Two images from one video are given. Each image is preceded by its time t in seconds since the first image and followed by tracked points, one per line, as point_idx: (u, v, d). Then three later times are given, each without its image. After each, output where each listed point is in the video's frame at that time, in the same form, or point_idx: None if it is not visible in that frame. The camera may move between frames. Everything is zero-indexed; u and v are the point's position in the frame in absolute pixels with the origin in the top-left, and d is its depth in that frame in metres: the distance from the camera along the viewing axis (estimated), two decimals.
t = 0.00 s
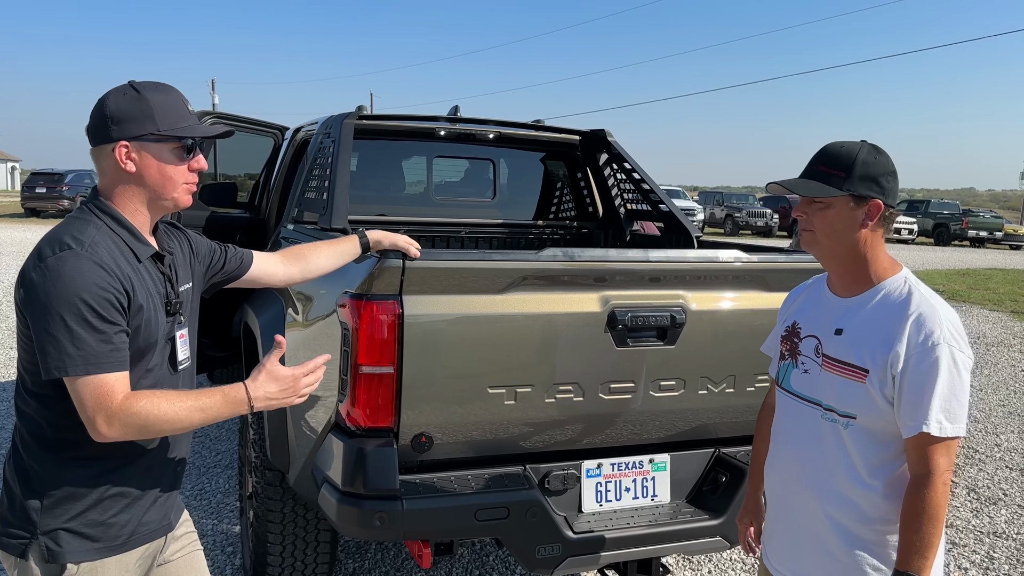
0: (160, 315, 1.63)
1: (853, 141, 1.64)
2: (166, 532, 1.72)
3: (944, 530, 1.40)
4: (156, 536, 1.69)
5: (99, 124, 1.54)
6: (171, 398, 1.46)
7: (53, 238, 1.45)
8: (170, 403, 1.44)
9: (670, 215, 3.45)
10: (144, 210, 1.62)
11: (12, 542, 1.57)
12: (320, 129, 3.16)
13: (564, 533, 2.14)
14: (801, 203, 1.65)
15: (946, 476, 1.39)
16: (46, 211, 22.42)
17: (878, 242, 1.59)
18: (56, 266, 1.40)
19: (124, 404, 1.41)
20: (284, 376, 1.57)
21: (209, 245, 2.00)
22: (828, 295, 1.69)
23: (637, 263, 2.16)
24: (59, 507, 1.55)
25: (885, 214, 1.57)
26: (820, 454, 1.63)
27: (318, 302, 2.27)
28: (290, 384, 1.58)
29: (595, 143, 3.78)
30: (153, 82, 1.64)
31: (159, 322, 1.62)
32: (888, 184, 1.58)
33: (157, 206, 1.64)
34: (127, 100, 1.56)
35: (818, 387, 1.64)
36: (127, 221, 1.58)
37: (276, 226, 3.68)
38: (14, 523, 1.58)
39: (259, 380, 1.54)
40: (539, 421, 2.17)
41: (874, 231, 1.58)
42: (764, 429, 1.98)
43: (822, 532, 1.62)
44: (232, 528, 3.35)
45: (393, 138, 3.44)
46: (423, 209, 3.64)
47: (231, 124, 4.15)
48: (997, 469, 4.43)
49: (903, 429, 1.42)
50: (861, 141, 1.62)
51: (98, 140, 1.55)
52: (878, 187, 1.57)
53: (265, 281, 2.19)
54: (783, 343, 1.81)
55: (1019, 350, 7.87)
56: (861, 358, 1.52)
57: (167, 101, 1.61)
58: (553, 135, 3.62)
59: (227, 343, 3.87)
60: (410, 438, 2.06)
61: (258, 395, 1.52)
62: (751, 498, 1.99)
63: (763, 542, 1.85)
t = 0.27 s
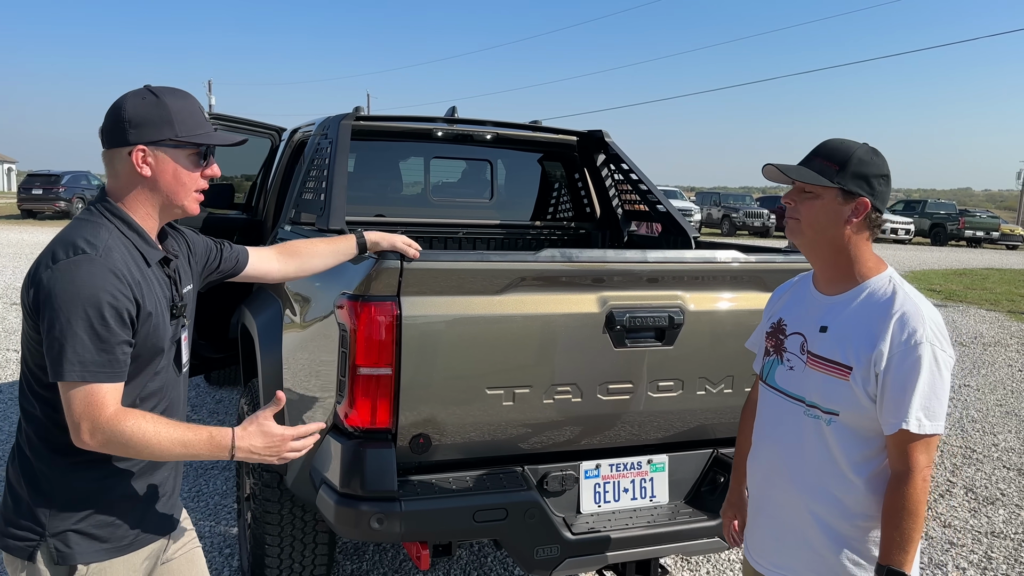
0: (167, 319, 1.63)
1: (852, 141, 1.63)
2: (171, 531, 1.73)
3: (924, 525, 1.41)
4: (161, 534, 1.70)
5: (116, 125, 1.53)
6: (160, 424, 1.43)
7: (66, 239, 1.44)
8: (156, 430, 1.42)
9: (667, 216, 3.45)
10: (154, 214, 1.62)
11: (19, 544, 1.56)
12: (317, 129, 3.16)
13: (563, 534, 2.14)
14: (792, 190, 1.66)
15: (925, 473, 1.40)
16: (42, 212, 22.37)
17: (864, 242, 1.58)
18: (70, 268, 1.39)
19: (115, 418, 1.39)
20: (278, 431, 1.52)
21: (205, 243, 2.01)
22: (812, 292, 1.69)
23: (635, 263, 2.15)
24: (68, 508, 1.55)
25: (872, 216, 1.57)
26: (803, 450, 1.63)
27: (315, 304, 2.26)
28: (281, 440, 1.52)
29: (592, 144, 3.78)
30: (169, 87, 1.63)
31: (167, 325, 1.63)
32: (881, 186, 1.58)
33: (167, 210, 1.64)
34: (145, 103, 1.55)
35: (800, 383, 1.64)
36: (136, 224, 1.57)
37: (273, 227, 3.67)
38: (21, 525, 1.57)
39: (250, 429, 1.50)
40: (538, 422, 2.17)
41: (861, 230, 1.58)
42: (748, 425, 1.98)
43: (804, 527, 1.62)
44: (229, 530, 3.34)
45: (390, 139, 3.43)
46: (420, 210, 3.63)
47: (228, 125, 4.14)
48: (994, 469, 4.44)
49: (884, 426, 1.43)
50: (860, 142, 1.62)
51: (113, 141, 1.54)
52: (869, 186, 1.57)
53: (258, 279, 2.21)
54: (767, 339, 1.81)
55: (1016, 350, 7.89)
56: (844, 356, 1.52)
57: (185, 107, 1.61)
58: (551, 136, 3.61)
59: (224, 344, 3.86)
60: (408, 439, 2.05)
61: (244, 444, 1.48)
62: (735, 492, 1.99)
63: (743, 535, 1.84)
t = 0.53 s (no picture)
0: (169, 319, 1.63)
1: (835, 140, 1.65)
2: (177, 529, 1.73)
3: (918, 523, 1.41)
4: (168, 533, 1.70)
5: (107, 125, 1.52)
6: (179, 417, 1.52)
7: (66, 245, 1.43)
8: (179, 423, 1.50)
9: (665, 217, 3.45)
10: (149, 212, 1.62)
11: (30, 547, 1.55)
12: (314, 130, 3.16)
13: (562, 535, 2.14)
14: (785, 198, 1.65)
15: (923, 472, 1.40)
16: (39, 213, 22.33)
17: (860, 239, 1.59)
18: (74, 274, 1.38)
19: (142, 414, 1.45)
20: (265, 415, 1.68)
21: (194, 239, 2.00)
22: (808, 291, 1.69)
23: (634, 264, 2.16)
24: (80, 510, 1.54)
25: (868, 210, 1.58)
26: (797, 448, 1.63)
27: (313, 305, 2.26)
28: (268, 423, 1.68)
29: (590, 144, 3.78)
30: (155, 83, 1.62)
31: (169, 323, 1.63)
32: (870, 180, 1.60)
33: (162, 207, 1.64)
34: (135, 101, 1.54)
35: (797, 381, 1.64)
36: (133, 226, 1.57)
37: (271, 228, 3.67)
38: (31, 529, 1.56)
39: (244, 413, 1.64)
40: (536, 423, 2.17)
41: (856, 228, 1.59)
42: (734, 422, 1.98)
43: (796, 524, 1.63)
44: (228, 531, 3.33)
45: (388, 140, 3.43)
46: (418, 211, 3.63)
47: (225, 126, 4.14)
48: (992, 469, 4.45)
49: (882, 426, 1.43)
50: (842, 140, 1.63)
51: (105, 141, 1.52)
52: (859, 183, 1.59)
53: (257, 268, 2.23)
54: (761, 337, 1.80)
55: (1013, 350, 7.91)
56: (843, 355, 1.52)
57: (173, 102, 1.61)
58: (549, 137, 3.62)
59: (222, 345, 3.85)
60: (407, 441, 2.05)
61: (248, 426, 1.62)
62: (711, 487, 2.01)
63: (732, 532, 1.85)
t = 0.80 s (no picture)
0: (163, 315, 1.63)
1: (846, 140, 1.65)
2: (175, 531, 1.74)
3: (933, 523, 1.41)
4: (166, 535, 1.70)
5: (81, 126, 1.53)
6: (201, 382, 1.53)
7: (57, 245, 1.42)
8: (204, 386, 1.52)
9: (663, 217, 3.45)
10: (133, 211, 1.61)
11: (27, 549, 1.55)
12: (312, 131, 3.15)
13: (561, 535, 2.14)
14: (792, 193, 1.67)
15: (935, 470, 1.41)
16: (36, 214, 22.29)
17: (866, 240, 1.60)
18: (70, 274, 1.39)
19: (167, 395, 1.46)
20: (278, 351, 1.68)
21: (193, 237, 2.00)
22: (814, 292, 1.69)
23: (632, 264, 2.16)
24: (77, 511, 1.54)
25: (874, 212, 1.58)
26: (806, 449, 1.63)
27: (312, 306, 2.26)
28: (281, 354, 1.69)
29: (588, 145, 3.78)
30: (137, 82, 1.62)
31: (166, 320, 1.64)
32: (879, 182, 1.59)
33: (144, 206, 1.62)
34: (107, 101, 1.54)
35: (805, 383, 1.64)
36: (125, 224, 1.57)
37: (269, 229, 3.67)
38: (28, 530, 1.55)
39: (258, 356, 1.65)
40: (535, 423, 2.17)
41: (863, 228, 1.59)
42: (739, 426, 1.98)
43: (805, 525, 1.63)
44: (227, 532, 3.33)
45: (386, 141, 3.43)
46: (417, 211, 3.63)
47: (223, 127, 4.13)
48: (989, 468, 4.46)
49: (894, 424, 1.44)
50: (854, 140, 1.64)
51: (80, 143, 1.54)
52: (868, 183, 1.59)
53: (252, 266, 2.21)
54: (766, 340, 1.80)
55: (1011, 349, 7.93)
56: (852, 353, 1.53)
57: (149, 100, 1.59)
58: (547, 137, 3.62)
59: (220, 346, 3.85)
60: (406, 441, 2.05)
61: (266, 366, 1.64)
62: (715, 495, 1.99)
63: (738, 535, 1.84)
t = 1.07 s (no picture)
0: (161, 318, 1.62)
1: (856, 139, 1.66)
2: (171, 532, 1.73)
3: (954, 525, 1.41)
4: (162, 536, 1.69)
5: (88, 128, 1.51)
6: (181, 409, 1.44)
7: (56, 245, 1.42)
8: (178, 417, 1.42)
9: (662, 216, 3.45)
10: (136, 216, 1.61)
11: (22, 550, 1.55)
12: (311, 131, 3.15)
13: (560, 535, 2.14)
14: (802, 193, 1.68)
15: (953, 471, 1.41)
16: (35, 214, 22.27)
17: (878, 240, 1.60)
18: (63, 276, 1.38)
19: (136, 413, 1.40)
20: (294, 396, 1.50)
21: (194, 237, 2.00)
22: (826, 293, 1.69)
23: (631, 264, 2.16)
24: (71, 512, 1.54)
25: (885, 212, 1.58)
26: (820, 451, 1.63)
27: (311, 306, 2.26)
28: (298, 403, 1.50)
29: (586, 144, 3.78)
30: (144, 83, 1.60)
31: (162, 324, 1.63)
32: (889, 181, 1.60)
33: (147, 211, 1.62)
34: (115, 105, 1.53)
35: (818, 385, 1.64)
36: (126, 227, 1.57)
37: (267, 229, 3.66)
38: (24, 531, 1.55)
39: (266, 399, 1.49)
40: (533, 423, 2.17)
41: (874, 228, 1.59)
42: (755, 432, 1.99)
43: (820, 528, 1.63)
44: (225, 532, 3.33)
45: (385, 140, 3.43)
46: (415, 211, 3.63)
47: (221, 127, 4.13)
48: (988, 466, 4.46)
49: (910, 425, 1.43)
50: (864, 140, 1.64)
51: (87, 144, 1.52)
52: (878, 183, 1.59)
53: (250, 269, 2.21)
54: (779, 343, 1.80)
55: (1010, 348, 7.93)
56: (865, 354, 1.53)
57: (157, 106, 1.58)
58: (545, 136, 3.62)
59: (219, 346, 3.85)
60: (406, 441, 2.05)
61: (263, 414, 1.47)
62: (738, 501, 1.97)
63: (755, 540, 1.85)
